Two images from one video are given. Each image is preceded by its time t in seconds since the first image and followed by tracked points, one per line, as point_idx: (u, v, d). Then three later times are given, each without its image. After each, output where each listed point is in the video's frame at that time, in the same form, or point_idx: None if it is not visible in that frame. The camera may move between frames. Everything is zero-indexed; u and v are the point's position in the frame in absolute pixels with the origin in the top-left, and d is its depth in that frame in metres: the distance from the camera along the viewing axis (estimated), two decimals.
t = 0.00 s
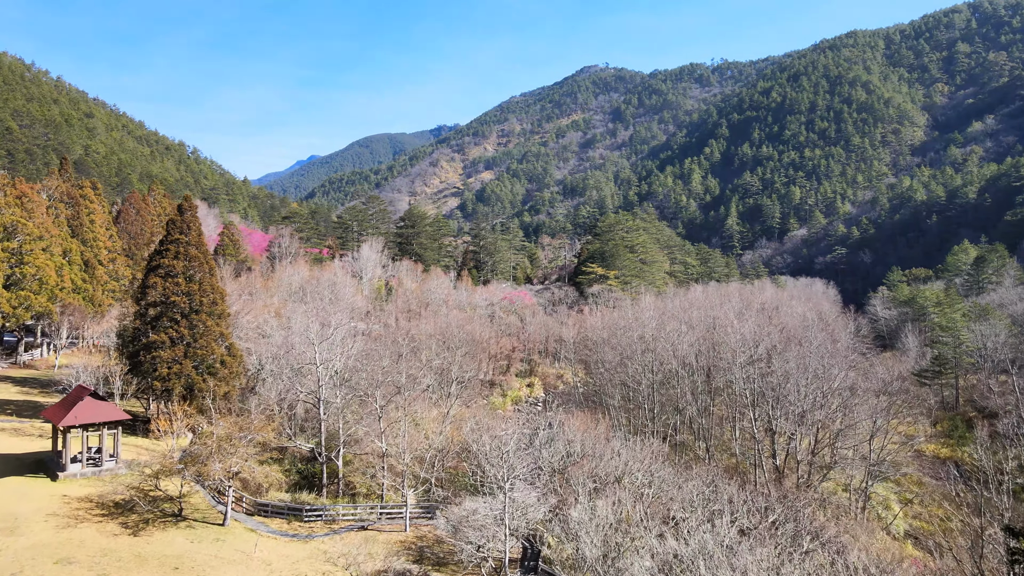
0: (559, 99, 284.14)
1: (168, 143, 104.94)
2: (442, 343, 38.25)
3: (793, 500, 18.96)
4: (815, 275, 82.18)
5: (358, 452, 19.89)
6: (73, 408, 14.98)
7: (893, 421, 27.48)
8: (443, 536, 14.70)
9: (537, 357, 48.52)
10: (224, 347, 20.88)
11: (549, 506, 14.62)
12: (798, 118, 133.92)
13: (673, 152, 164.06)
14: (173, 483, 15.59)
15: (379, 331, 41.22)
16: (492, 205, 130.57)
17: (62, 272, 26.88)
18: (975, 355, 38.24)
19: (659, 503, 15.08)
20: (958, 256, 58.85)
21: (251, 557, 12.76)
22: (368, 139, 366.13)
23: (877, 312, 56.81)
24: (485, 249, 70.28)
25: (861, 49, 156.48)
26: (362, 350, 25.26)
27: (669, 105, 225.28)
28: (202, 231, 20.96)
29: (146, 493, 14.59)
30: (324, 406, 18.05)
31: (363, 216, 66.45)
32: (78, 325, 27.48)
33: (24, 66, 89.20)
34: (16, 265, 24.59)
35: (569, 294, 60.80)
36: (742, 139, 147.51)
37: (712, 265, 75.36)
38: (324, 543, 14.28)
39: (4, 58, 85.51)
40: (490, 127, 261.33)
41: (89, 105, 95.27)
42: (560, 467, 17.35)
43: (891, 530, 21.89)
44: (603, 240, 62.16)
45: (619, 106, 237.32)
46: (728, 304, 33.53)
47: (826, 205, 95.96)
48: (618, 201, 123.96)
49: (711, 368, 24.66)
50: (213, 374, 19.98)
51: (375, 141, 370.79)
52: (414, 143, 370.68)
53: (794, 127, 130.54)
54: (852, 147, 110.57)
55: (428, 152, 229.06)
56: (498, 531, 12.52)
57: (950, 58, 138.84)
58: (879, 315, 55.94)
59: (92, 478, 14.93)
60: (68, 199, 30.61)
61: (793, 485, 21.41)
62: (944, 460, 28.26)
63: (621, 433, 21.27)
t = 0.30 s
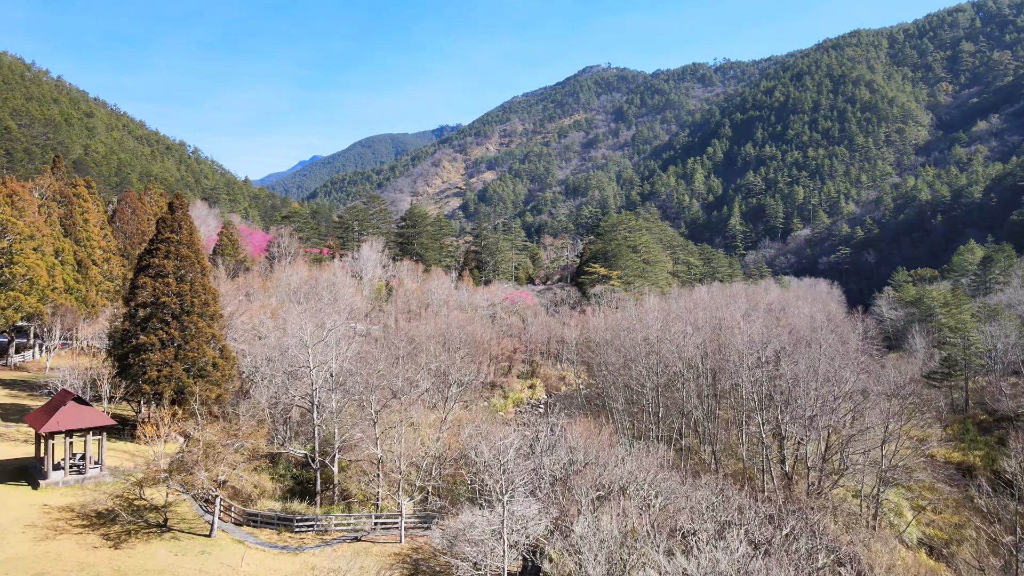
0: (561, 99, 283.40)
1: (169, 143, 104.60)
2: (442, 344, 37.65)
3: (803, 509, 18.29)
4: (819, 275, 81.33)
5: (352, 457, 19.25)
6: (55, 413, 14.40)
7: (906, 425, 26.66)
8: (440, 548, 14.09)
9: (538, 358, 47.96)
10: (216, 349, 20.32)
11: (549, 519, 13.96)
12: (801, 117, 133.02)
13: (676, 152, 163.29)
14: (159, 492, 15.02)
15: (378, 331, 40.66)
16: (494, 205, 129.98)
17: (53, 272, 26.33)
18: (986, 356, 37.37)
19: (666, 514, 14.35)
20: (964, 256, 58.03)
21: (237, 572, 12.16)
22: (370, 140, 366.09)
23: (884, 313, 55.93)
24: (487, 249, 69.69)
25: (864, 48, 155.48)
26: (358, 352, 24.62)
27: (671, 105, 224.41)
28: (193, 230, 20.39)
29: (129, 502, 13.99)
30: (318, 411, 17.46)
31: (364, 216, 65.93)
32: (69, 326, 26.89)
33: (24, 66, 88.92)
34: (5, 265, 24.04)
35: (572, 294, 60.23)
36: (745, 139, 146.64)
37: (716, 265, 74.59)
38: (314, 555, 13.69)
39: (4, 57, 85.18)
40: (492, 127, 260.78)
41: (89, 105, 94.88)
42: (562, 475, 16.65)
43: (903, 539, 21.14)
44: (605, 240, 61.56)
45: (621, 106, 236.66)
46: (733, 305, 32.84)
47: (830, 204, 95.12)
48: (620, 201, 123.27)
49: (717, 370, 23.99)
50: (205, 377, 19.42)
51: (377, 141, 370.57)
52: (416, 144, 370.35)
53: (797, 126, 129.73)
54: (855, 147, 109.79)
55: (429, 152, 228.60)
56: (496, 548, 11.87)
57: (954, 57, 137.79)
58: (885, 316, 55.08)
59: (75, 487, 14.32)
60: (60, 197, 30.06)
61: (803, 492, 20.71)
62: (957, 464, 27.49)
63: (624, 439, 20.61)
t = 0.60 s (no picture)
0: (564, 99, 282.73)
1: (169, 143, 104.34)
2: (442, 346, 37.13)
3: (814, 519, 17.62)
4: (823, 275, 80.48)
5: (346, 463, 18.64)
6: (36, 419, 13.81)
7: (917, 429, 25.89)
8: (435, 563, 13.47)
9: (541, 359, 47.44)
10: (208, 351, 19.81)
11: (550, 532, 13.33)
12: (804, 117, 132.14)
13: (678, 152, 162.56)
14: (144, 502, 14.44)
15: (377, 332, 40.07)
16: (496, 205, 129.46)
17: (45, 272, 25.87)
18: (997, 358, 36.59)
19: (673, 526, 13.70)
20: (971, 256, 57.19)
21: None
22: (372, 140, 365.98)
23: (889, 314, 55.14)
24: (488, 249, 69.20)
25: (868, 47, 154.55)
26: (353, 354, 23.97)
27: (673, 105, 223.56)
28: (183, 229, 19.81)
29: (112, 512, 13.39)
30: (311, 415, 16.89)
31: (364, 216, 65.43)
32: (60, 327, 26.42)
33: (25, 65, 88.77)
34: None
35: (574, 295, 59.65)
36: (748, 138, 145.84)
37: (719, 265, 73.91)
38: (304, 569, 13.13)
39: (4, 56, 84.92)
40: (494, 127, 260.36)
41: (89, 104, 94.53)
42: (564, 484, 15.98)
43: (917, 547, 20.41)
44: (608, 240, 61.06)
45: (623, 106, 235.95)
46: (737, 306, 32.21)
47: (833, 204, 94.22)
48: (623, 201, 122.65)
49: (724, 373, 23.33)
50: (196, 380, 18.87)
51: (379, 141, 370.46)
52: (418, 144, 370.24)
53: (800, 126, 128.89)
54: (859, 146, 108.96)
55: (431, 152, 228.29)
56: (494, 564, 11.25)
57: (958, 55, 136.79)
58: (891, 316, 54.27)
59: (56, 496, 13.76)
60: (52, 196, 29.58)
61: (813, 500, 20.04)
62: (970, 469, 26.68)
63: (628, 446, 19.96)
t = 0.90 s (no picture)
0: (566, 99, 281.96)
1: (170, 143, 104.02)
2: (442, 347, 36.59)
3: (825, 530, 16.98)
4: (826, 275, 79.71)
5: (339, 469, 18.04)
6: (16, 425, 13.23)
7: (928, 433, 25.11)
8: None
9: (543, 360, 46.91)
10: (200, 354, 19.24)
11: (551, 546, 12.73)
12: (807, 116, 131.35)
13: (680, 152, 161.85)
14: (128, 511, 13.89)
15: (377, 334, 39.54)
16: (497, 205, 128.94)
17: (36, 272, 25.40)
18: (1007, 360, 35.81)
19: (681, 539, 13.10)
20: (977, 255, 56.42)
21: None
22: (374, 140, 365.90)
23: (895, 314, 54.38)
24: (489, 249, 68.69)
25: (871, 46, 153.66)
26: (349, 357, 23.35)
27: (675, 104, 222.63)
28: (174, 227, 19.27)
29: (93, 523, 12.81)
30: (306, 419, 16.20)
31: (365, 215, 64.91)
32: (52, 329, 25.94)
33: (25, 65, 88.49)
34: None
35: (576, 295, 59.12)
36: (751, 138, 145.11)
37: (722, 265, 73.24)
38: None
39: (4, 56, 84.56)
40: (496, 127, 259.88)
41: (89, 104, 94.17)
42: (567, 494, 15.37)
43: (930, 556, 19.69)
44: (610, 240, 60.58)
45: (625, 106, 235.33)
46: (743, 307, 31.57)
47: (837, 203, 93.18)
48: (625, 200, 122.05)
49: (730, 376, 22.70)
50: (187, 383, 18.34)
51: (381, 141, 370.32)
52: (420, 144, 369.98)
53: (803, 125, 128.12)
54: (862, 146, 108.18)
55: (433, 152, 227.96)
56: None
57: (962, 54, 135.85)
58: (896, 317, 53.46)
59: (37, 504, 13.21)
60: (45, 194, 29.10)
61: (823, 508, 19.39)
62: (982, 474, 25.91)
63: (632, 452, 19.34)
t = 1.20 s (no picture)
0: (566, 98, 281.33)
1: (169, 142, 103.63)
2: (441, 348, 36.09)
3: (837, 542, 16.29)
4: (828, 276, 79.11)
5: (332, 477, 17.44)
6: None
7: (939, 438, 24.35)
8: None
9: (543, 361, 46.41)
10: (189, 356, 18.63)
11: (551, 564, 12.08)
12: (809, 115, 130.60)
13: (682, 152, 161.21)
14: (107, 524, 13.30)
15: (375, 335, 39.00)
16: (498, 205, 128.39)
17: (24, 272, 24.89)
18: (1016, 362, 35.03)
19: (687, 556, 12.41)
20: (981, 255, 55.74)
21: None
22: (375, 140, 365.93)
23: (899, 315, 53.66)
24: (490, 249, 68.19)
25: (873, 45, 152.83)
26: (342, 359, 22.72)
27: (676, 104, 221.86)
28: (162, 225, 18.67)
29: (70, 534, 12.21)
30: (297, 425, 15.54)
31: (364, 215, 64.39)
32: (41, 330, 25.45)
33: (24, 64, 88.05)
34: None
35: (577, 295, 58.52)
36: (753, 137, 144.38)
37: (724, 265, 72.64)
38: None
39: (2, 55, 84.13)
40: (496, 127, 259.39)
41: (88, 103, 93.83)
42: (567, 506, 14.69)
43: (944, 566, 19.00)
44: (611, 240, 60.12)
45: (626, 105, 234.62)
46: (747, 308, 30.95)
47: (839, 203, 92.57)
48: (626, 200, 121.46)
49: (737, 379, 21.99)
50: (175, 386, 17.74)
51: (382, 141, 369.98)
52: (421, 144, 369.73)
53: (805, 125, 127.45)
54: (865, 145, 107.48)
55: (434, 152, 227.48)
56: None
57: (965, 54, 135.05)
58: (901, 318, 52.76)
59: (12, 515, 12.64)
60: (34, 193, 28.56)
61: (833, 516, 18.71)
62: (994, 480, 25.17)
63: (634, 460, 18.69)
